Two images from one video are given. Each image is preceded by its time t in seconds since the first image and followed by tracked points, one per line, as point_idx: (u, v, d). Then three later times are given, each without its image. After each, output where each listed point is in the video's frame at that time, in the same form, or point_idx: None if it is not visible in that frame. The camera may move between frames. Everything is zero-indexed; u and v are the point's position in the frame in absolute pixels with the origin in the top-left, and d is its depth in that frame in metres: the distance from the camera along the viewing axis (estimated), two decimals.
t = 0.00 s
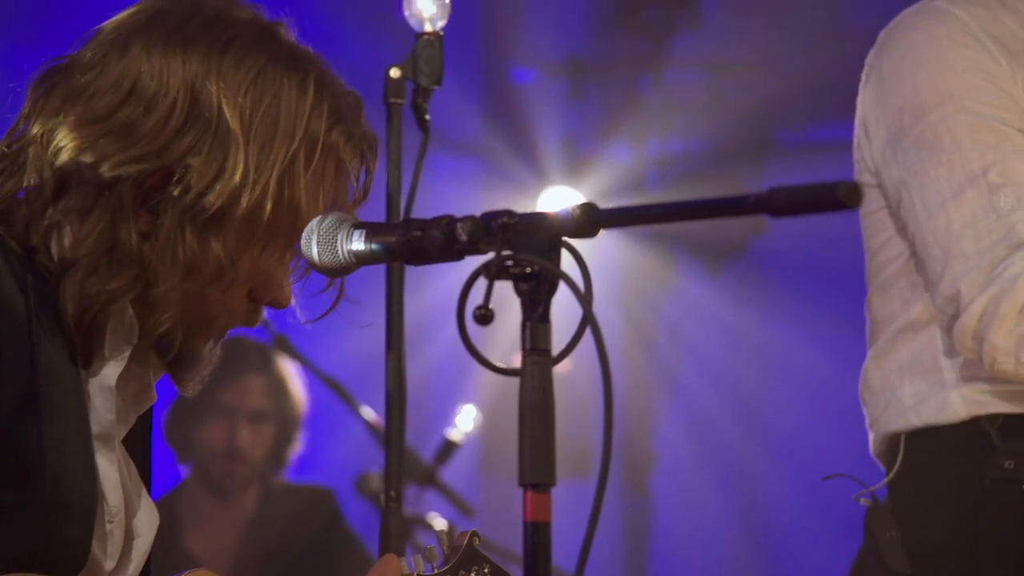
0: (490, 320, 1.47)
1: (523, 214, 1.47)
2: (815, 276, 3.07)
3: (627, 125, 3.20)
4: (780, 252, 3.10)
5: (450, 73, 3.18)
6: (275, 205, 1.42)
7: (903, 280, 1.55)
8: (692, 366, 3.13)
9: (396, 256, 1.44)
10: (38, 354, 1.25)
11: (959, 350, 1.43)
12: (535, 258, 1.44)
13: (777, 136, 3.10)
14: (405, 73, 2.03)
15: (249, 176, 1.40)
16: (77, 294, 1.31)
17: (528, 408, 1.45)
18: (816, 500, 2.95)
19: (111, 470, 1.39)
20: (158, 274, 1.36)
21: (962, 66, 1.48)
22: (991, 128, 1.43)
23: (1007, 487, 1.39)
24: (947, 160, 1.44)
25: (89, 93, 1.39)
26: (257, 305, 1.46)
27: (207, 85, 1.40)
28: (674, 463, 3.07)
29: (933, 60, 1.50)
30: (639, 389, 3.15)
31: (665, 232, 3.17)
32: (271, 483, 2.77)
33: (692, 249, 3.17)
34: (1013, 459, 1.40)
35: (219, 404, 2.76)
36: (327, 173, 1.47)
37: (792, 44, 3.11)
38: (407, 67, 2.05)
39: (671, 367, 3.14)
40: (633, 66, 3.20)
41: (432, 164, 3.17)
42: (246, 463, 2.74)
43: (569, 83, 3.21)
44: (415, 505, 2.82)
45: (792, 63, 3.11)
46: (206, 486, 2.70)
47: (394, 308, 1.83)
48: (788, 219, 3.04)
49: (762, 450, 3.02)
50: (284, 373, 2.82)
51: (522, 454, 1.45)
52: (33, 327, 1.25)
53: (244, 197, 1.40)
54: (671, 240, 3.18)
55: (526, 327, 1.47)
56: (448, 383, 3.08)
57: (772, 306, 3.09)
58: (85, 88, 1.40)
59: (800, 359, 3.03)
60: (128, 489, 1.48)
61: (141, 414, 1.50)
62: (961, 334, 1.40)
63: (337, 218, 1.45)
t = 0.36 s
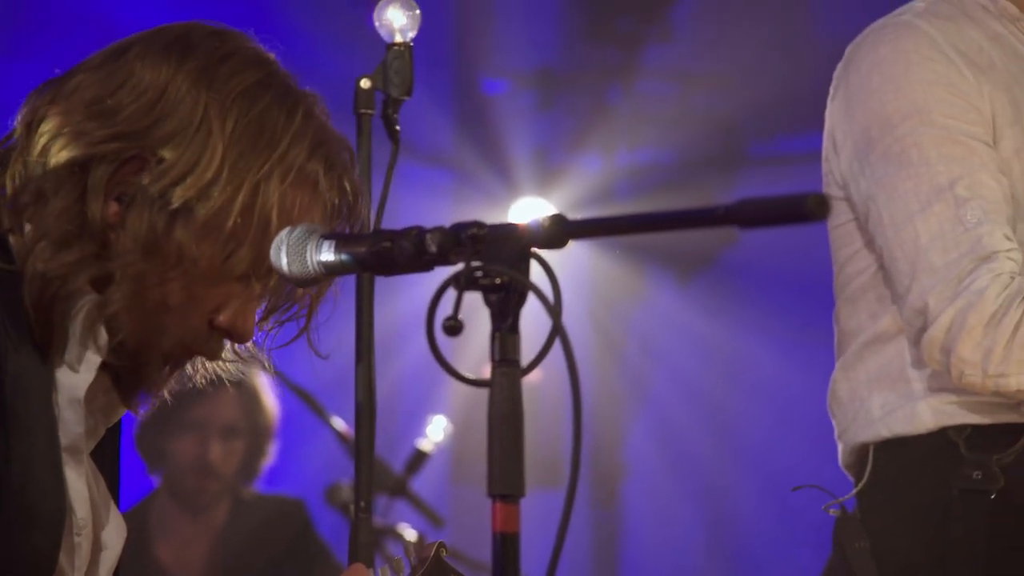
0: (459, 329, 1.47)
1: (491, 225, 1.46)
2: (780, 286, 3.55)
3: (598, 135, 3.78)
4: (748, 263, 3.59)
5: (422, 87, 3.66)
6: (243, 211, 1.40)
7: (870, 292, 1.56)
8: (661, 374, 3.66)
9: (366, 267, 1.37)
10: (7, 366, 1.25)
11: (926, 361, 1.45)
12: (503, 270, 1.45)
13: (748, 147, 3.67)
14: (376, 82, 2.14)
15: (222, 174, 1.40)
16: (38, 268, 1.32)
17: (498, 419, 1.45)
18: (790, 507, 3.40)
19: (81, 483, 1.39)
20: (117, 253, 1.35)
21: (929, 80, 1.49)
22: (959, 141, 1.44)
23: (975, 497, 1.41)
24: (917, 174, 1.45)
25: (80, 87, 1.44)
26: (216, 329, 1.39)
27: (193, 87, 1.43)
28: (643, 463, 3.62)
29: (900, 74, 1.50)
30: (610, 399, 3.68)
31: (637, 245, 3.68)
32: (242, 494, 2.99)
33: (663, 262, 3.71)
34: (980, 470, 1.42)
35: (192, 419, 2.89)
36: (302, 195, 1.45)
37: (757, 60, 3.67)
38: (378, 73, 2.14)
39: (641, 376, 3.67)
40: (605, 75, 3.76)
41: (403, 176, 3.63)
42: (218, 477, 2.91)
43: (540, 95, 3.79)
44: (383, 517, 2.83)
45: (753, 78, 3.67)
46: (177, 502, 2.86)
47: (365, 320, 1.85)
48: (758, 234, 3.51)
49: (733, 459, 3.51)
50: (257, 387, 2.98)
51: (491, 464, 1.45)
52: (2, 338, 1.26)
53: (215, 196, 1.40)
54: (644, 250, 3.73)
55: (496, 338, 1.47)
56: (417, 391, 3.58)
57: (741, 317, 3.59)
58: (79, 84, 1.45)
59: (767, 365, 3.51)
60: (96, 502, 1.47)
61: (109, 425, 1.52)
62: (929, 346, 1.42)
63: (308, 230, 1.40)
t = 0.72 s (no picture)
0: (428, 341, 1.48)
1: (461, 236, 1.47)
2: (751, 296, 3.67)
3: (569, 146, 3.88)
4: (718, 268, 3.70)
5: (392, 99, 3.84)
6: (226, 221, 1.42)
7: (839, 302, 1.56)
8: (631, 386, 3.81)
9: (334, 278, 1.41)
10: None
11: (894, 371, 1.46)
12: (472, 281, 1.44)
13: (718, 158, 3.72)
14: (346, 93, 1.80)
15: (200, 189, 1.40)
16: (30, 314, 1.30)
17: (466, 431, 1.45)
18: (762, 516, 3.54)
19: (51, 494, 1.37)
20: (110, 292, 1.35)
21: (897, 90, 1.48)
22: (928, 151, 1.44)
23: (943, 508, 1.42)
24: (885, 184, 1.45)
25: (34, 114, 1.40)
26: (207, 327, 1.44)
27: (152, 101, 1.41)
28: (613, 471, 3.78)
29: (869, 83, 1.50)
30: (581, 409, 3.86)
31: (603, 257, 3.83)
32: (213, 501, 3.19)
33: (634, 274, 3.84)
34: (948, 480, 1.42)
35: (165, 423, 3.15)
36: (274, 189, 1.47)
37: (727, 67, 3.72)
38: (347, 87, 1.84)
39: (609, 385, 3.85)
40: (576, 91, 3.87)
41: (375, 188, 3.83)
42: (189, 480, 3.13)
43: (511, 105, 3.90)
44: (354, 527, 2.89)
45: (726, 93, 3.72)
46: (150, 511, 3.05)
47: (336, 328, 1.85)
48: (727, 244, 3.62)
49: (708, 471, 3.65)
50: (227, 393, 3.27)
51: (460, 474, 1.45)
52: None
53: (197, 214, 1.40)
54: (615, 263, 3.86)
55: (465, 349, 1.48)
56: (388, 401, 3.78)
57: (710, 330, 3.72)
58: (33, 114, 1.41)
59: (735, 373, 3.64)
60: (66, 513, 1.46)
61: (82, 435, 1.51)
62: (896, 355, 1.43)
63: (277, 240, 1.42)
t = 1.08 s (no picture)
0: (395, 353, 1.47)
1: (429, 248, 1.45)
2: (715, 306, 4.35)
3: (538, 158, 4.67)
4: (684, 289, 4.39)
5: (364, 114, 4.51)
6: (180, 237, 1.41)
7: (803, 315, 1.57)
8: (601, 395, 4.58)
9: (299, 290, 1.40)
10: None
11: (859, 385, 1.47)
12: (439, 294, 1.43)
13: (688, 172, 4.46)
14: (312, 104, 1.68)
15: (156, 203, 1.40)
16: None
17: (431, 442, 1.45)
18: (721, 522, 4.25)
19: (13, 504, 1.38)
20: (54, 290, 1.36)
21: (861, 105, 1.49)
22: (892, 166, 1.45)
23: (908, 520, 1.43)
24: (850, 198, 1.46)
25: (3, 114, 1.42)
26: (154, 345, 1.44)
27: (118, 113, 1.41)
28: (581, 472, 4.57)
29: (834, 98, 1.51)
30: (553, 420, 4.59)
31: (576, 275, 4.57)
32: (179, 515, 2.99)
33: (603, 288, 4.56)
34: (914, 492, 1.44)
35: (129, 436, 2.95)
36: (233, 216, 1.45)
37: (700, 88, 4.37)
38: (314, 98, 1.72)
39: (580, 393, 4.59)
40: (546, 101, 4.60)
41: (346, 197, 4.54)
42: (155, 495, 2.92)
43: (479, 117, 4.65)
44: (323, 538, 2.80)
45: (690, 109, 4.41)
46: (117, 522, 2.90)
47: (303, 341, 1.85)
48: (696, 264, 4.31)
49: (670, 476, 4.38)
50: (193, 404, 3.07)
51: (426, 485, 1.45)
52: None
53: (149, 226, 1.39)
54: (586, 282, 4.60)
55: (432, 361, 1.47)
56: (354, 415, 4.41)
57: (674, 342, 4.44)
58: None
59: (698, 383, 4.35)
60: (28, 523, 1.46)
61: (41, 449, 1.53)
62: (861, 369, 1.44)
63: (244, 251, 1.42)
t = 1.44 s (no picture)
0: (362, 366, 1.47)
1: (397, 262, 1.45)
2: (685, 318, 4.07)
3: (509, 169, 4.39)
4: (654, 300, 4.13)
5: (331, 120, 4.23)
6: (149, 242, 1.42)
7: (770, 328, 1.57)
8: (569, 412, 4.31)
9: (268, 302, 1.42)
10: None
11: (826, 398, 1.47)
12: (408, 307, 1.44)
13: (656, 185, 4.16)
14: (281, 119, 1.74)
15: (123, 212, 1.40)
16: None
17: (397, 457, 1.45)
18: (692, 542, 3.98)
19: None
20: (32, 316, 1.37)
21: (828, 117, 1.49)
22: (858, 179, 1.46)
23: (874, 533, 1.43)
24: (817, 211, 1.46)
25: None
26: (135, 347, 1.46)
27: (71, 122, 1.40)
28: (550, 496, 4.28)
29: (802, 110, 1.50)
30: (522, 438, 4.28)
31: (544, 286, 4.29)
32: (146, 526, 3.03)
33: (571, 299, 4.30)
34: (880, 505, 1.44)
35: (95, 445, 2.99)
36: (198, 208, 1.47)
37: (662, 98, 4.15)
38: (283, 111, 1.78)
39: (548, 409, 4.31)
40: (515, 114, 4.39)
41: (314, 210, 4.15)
42: (122, 503, 2.96)
43: (446, 131, 4.42)
44: (290, 553, 2.77)
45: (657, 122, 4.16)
46: (84, 533, 2.92)
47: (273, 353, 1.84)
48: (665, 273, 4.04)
49: (641, 495, 4.10)
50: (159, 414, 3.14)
51: (392, 499, 1.44)
52: None
53: (118, 235, 1.40)
54: (553, 291, 4.33)
55: (399, 375, 1.47)
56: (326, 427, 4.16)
57: (644, 354, 4.17)
58: None
59: (670, 398, 4.07)
60: None
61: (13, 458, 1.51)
62: (828, 381, 1.44)
63: (210, 264, 1.42)
